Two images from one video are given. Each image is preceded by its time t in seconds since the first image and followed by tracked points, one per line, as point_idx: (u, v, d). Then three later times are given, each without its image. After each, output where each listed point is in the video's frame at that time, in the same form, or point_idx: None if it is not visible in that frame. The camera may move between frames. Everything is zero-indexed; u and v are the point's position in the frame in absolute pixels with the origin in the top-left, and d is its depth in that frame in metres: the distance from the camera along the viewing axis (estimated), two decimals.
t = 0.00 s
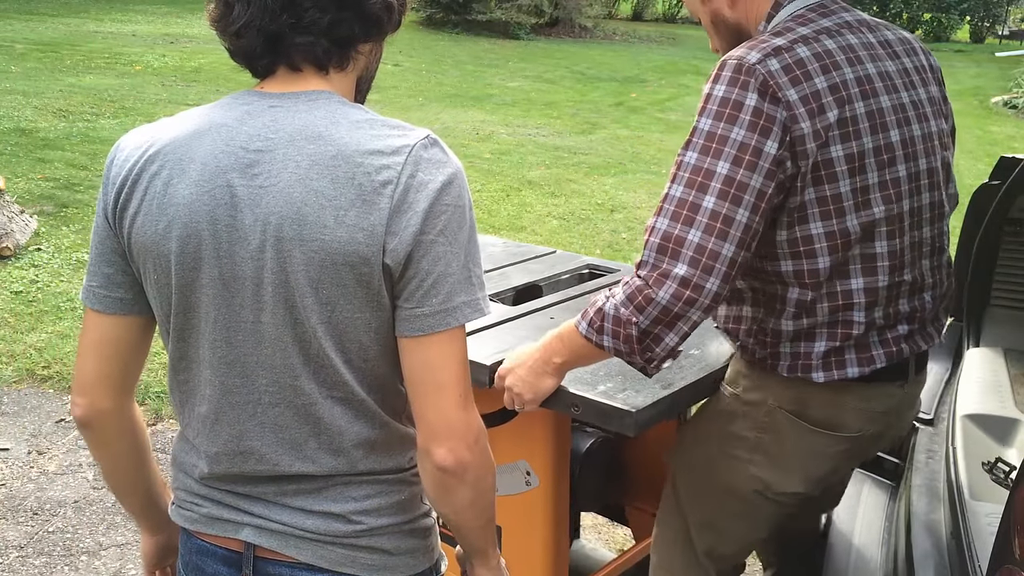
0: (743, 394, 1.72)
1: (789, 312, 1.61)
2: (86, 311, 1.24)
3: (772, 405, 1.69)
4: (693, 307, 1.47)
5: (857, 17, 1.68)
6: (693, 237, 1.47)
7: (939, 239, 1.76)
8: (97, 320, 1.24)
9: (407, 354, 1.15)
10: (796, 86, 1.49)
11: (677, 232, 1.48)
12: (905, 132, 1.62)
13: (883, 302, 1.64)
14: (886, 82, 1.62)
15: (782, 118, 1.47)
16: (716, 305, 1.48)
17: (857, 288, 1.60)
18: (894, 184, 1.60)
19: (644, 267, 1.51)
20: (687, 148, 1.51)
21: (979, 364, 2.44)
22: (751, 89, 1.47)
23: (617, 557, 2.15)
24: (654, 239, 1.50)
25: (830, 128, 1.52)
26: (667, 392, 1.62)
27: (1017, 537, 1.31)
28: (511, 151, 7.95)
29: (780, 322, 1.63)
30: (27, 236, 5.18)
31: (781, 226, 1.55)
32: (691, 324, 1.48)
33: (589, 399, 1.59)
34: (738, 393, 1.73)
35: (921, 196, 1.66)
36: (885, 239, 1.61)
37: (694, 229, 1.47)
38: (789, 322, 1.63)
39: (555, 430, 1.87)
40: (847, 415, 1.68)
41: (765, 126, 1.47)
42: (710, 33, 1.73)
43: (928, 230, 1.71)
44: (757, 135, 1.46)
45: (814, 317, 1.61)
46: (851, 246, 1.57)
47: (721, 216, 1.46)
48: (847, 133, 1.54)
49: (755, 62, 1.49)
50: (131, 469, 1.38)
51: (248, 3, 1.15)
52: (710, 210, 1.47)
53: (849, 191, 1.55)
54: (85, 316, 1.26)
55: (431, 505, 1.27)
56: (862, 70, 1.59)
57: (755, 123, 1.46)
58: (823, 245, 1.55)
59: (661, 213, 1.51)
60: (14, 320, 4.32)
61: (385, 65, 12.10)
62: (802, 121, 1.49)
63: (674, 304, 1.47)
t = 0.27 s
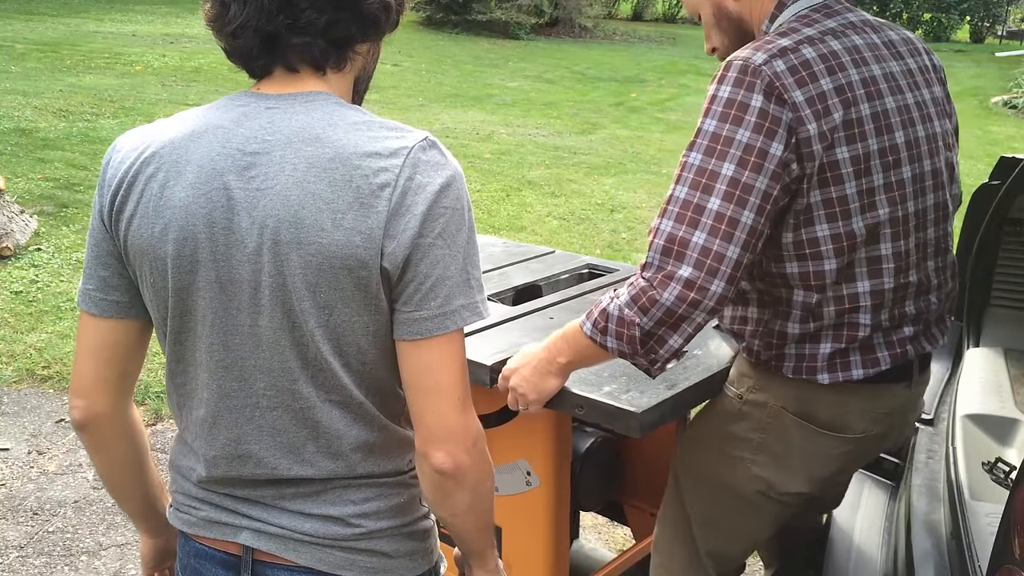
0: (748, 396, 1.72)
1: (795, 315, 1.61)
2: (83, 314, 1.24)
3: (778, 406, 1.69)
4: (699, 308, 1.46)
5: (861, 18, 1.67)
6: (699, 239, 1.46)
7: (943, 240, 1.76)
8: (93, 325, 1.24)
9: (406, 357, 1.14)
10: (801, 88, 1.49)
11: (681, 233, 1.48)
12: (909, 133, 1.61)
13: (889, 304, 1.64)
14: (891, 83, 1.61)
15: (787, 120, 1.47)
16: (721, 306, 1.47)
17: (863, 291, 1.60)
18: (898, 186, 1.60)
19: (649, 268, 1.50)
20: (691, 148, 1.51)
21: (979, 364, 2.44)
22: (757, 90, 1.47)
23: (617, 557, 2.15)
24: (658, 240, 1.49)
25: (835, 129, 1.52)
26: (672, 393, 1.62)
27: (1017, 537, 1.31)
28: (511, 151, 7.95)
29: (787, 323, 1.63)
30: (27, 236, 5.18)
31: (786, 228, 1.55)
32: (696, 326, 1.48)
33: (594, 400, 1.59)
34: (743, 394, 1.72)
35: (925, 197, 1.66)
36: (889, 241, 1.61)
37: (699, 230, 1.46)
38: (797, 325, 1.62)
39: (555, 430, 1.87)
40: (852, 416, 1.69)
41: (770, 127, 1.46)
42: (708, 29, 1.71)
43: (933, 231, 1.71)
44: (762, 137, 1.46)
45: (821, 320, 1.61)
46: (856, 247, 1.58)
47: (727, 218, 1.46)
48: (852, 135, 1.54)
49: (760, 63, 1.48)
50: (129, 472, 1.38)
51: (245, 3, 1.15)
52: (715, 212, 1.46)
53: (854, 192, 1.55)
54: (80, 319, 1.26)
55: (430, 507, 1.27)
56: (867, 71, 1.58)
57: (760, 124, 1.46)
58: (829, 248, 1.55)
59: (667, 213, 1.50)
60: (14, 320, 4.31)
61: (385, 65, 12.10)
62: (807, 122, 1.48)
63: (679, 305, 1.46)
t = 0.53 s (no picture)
0: (756, 397, 1.71)
1: (804, 316, 1.61)
2: (84, 314, 1.24)
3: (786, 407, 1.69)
4: (705, 311, 1.46)
5: (862, 16, 1.68)
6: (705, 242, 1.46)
7: (946, 237, 1.77)
8: (94, 324, 1.24)
9: (409, 357, 1.14)
10: (807, 89, 1.49)
11: (687, 236, 1.47)
12: (912, 132, 1.62)
13: (898, 303, 1.64)
14: (893, 83, 1.61)
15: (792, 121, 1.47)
16: (727, 310, 1.47)
17: (873, 292, 1.61)
18: (901, 184, 1.60)
19: (655, 272, 1.50)
20: (696, 151, 1.50)
21: (979, 364, 2.44)
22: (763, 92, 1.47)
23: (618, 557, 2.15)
24: (664, 243, 1.49)
25: (840, 130, 1.51)
26: (676, 394, 1.62)
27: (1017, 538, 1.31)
28: (511, 151, 7.95)
29: (798, 323, 1.62)
30: (27, 236, 5.18)
31: (793, 230, 1.55)
32: (701, 328, 1.48)
33: (596, 401, 1.59)
34: (752, 395, 1.72)
35: (929, 194, 1.66)
36: (894, 241, 1.61)
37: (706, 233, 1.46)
38: (807, 325, 1.62)
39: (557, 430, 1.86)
40: (861, 416, 1.69)
41: (775, 130, 1.46)
42: (708, 20, 1.69)
43: (937, 228, 1.71)
44: (767, 139, 1.46)
45: (833, 322, 1.60)
46: (863, 248, 1.58)
47: (732, 221, 1.46)
48: (857, 135, 1.54)
49: (765, 65, 1.48)
50: (130, 471, 1.38)
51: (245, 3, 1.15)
52: (720, 216, 1.46)
53: (860, 193, 1.55)
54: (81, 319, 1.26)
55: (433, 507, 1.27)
56: (869, 70, 1.58)
57: (765, 126, 1.46)
58: (837, 249, 1.56)
59: (672, 216, 1.50)
60: (14, 320, 4.31)
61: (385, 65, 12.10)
62: (813, 124, 1.48)
63: (685, 307, 1.46)
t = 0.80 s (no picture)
0: (758, 396, 1.71)
1: (805, 316, 1.61)
2: (87, 312, 1.24)
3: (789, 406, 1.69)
4: (704, 313, 1.46)
5: (866, 15, 1.68)
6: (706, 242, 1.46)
7: (949, 238, 1.77)
8: (97, 322, 1.24)
9: (408, 354, 1.15)
10: (810, 88, 1.49)
11: (688, 236, 1.48)
12: (916, 132, 1.61)
13: (899, 304, 1.64)
14: (895, 82, 1.61)
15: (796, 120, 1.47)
16: (727, 310, 1.47)
17: (873, 293, 1.61)
18: (903, 184, 1.60)
19: (656, 270, 1.50)
20: (697, 150, 1.50)
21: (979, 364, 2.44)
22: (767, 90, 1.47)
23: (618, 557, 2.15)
24: (665, 242, 1.49)
25: (842, 129, 1.51)
26: (678, 394, 1.62)
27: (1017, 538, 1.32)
28: (512, 151, 7.95)
29: (797, 325, 1.62)
30: (27, 236, 5.18)
31: (794, 229, 1.55)
32: (700, 329, 1.48)
33: (598, 401, 1.59)
34: (754, 395, 1.72)
35: (931, 196, 1.66)
36: (896, 241, 1.61)
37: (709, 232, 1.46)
38: (806, 325, 1.62)
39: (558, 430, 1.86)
40: (863, 416, 1.69)
41: (777, 130, 1.46)
42: (711, 22, 1.69)
43: (939, 229, 1.71)
44: (769, 139, 1.46)
45: (832, 321, 1.61)
46: (863, 248, 1.57)
47: (734, 221, 1.45)
48: (860, 135, 1.53)
49: (767, 64, 1.48)
50: (132, 470, 1.38)
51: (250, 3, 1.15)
52: (721, 216, 1.46)
53: (861, 192, 1.54)
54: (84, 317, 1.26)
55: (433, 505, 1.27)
56: (873, 69, 1.58)
57: (768, 125, 1.46)
58: (836, 248, 1.55)
59: (674, 214, 1.50)
60: (14, 320, 4.31)
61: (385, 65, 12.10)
62: (816, 123, 1.48)
63: (684, 309, 1.46)
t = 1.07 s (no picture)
0: (765, 399, 1.72)
1: (815, 319, 1.61)
2: (87, 311, 1.24)
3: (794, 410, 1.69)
4: (722, 314, 1.47)
5: (888, 19, 1.67)
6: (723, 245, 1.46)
7: (966, 245, 1.77)
8: (98, 322, 1.24)
9: (407, 353, 1.15)
10: (830, 92, 1.48)
11: (705, 238, 1.48)
12: (935, 137, 1.61)
13: (910, 311, 1.64)
14: (918, 86, 1.61)
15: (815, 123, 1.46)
16: (744, 313, 1.47)
17: (884, 298, 1.61)
18: (921, 190, 1.60)
19: (673, 272, 1.50)
20: (716, 150, 1.50)
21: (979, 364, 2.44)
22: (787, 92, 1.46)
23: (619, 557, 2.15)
24: (682, 244, 1.49)
25: (863, 132, 1.51)
26: (693, 397, 1.62)
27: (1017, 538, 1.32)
28: (512, 151, 7.95)
29: (805, 328, 1.63)
30: (27, 236, 5.18)
31: (810, 232, 1.55)
32: (718, 332, 1.48)
33: (613, 403, 1.59)
34: (759, 398, 1.72)
35: (948, 202, 1.66)
36: (911, 247, 1.61)
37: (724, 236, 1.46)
38: (815, 329, 1.62)
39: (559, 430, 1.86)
40: (869, 422, 1.69)
41: (798, 131, 1.46)
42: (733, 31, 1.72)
43: (955, 237, 1.71)
44: (790, 141, 1.45)
45: (841, 324, 1.61)
46: (878, 252, 1.58)
47: (752, 222, 1.45)
48: (879, 138, 1.53)
49: (789, 65, 1.48)
50: (132, 470, 1.38)
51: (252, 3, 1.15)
52: (739, 217, 1.46)
53: (879, 197, 1.54)
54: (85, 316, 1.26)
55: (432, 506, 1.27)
56: (895, 73, 1.58)
57: (787, 127, 1.45)
58: (853, 253, 1.55)
59: (691, 216, 1.50)
60: (14, 320, 4.31)
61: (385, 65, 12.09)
62: (835, 126, 1.48)
63: (702, 309, 1.46)
